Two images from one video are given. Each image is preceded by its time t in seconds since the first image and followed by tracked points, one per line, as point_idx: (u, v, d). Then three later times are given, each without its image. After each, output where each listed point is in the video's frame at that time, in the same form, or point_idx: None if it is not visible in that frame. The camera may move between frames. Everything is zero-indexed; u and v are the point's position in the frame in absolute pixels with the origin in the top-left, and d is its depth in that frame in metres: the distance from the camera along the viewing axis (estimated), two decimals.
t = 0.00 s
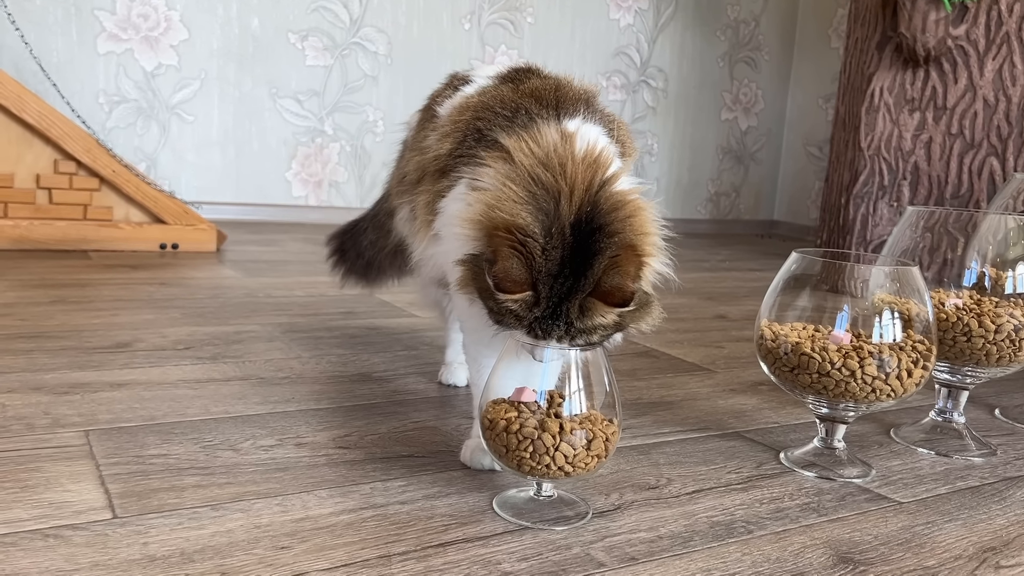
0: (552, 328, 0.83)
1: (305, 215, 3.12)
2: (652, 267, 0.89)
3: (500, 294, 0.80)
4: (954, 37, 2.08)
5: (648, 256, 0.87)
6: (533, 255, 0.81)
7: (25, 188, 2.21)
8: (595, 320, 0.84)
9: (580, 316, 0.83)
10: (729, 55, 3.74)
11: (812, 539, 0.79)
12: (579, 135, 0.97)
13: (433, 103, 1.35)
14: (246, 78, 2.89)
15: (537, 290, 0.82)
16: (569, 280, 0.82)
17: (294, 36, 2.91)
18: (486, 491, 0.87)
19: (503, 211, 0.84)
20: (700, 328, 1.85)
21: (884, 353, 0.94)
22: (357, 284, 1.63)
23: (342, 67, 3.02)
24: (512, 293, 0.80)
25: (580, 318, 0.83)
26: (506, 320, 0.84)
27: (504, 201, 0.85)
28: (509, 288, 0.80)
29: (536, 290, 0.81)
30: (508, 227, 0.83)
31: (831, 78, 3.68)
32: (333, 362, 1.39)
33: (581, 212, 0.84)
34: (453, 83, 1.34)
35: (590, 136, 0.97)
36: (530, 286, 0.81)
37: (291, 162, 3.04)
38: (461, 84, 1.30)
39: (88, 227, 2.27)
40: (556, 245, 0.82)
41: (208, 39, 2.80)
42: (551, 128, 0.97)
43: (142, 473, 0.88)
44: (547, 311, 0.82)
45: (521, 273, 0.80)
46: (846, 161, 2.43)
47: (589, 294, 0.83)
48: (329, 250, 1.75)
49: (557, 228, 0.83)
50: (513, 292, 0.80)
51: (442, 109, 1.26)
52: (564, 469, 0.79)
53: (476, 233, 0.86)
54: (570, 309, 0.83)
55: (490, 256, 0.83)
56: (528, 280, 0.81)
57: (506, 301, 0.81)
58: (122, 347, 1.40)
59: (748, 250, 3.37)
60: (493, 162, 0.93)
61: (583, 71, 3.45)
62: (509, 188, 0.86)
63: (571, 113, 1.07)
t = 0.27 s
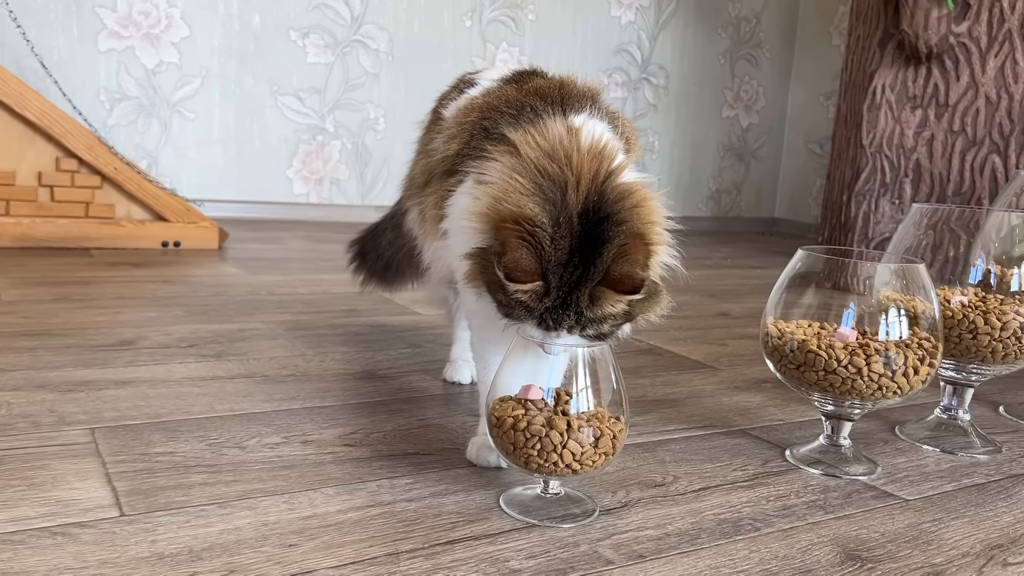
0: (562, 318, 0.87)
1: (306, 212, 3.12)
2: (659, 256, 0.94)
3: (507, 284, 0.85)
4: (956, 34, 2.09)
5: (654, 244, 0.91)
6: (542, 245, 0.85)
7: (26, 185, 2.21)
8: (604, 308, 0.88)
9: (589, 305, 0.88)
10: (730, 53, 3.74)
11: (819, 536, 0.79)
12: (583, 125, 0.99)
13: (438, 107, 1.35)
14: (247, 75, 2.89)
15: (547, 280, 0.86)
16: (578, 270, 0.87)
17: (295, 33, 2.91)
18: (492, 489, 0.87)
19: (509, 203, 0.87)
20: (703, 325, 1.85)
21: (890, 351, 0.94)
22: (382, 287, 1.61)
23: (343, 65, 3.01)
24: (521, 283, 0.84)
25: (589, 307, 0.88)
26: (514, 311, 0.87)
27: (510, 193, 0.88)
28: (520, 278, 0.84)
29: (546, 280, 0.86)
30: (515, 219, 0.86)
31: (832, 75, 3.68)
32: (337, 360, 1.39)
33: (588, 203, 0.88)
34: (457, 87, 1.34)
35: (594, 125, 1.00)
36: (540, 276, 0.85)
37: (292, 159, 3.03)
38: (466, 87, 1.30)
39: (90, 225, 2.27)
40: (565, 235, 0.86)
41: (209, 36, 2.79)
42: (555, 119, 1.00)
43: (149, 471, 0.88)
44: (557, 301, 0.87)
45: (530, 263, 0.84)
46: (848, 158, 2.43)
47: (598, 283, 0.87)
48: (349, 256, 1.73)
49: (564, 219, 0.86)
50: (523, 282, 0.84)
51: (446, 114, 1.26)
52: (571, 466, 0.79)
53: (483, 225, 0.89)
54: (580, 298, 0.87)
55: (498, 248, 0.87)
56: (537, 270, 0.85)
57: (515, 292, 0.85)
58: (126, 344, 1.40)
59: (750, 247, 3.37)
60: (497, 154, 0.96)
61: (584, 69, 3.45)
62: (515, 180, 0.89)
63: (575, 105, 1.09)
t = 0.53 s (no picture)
0: (572, 284, 0.97)
1: (306, 208, 3.11)
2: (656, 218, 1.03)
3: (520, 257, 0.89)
4: (956, 29, 2.08)
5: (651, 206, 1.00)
6: (547, 216, 0.92)
7: (26, 181, 2.21)
8: (611, 269, 0.99)
9: (597, 268, 0.98)
10: (730, 48, 3.73)
11: (825, 531, 0.79)
12: (572, 99, 1.05)
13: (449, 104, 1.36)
14: (247, 71, 2.88)
15: (556, 248, 0.94)
16: (585, 236, 0.96)
17: (294, 29, 2.90)
18: (497, 484, 0.87)
19: (509, 178, 0.94)
20: (705, 321, 1.85)
21: (894, 345, 0.94)
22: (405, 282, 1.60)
23: (343, 61, 3.01)
24: (531, 254, 0.89)
25: (597, 270, 0.98)
26: (524, 283, 0.96)
27: (509, 168, 0.95)
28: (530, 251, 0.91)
29: (555, 250, 0.94)
30: (517, 192, 0.93)
31: (832, 70, 3.67)
32: (340, 356, 1.39)
33: (587, 171, 0.95)
34: (468, 82, 1.34)
35: (582, 97, 1.06)
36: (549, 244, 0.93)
37: (292, 155, 3.03)
38: (476, 81, 1.30)
39: (90, 221, 2.27)
40: (568, 204, 0.94)
41: (208, 32, 2.79)
42: (546, 96, 1.06)
43: (154, 466, 0.87)
44: (566, 269, 0.96)
45: (538, 234, 0.90)
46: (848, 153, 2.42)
47: (605, 248, 0.97)
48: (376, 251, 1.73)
49: (565, 187, 0.94)
50: (532, 254, 0.90)
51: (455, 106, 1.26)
52: (577, 461, 0.79)
53: (486, 201, 0.96)
54: (588, 264, 0.97)
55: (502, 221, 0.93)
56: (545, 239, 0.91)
57: (526, 264, 0.92)
58: (128, 340, 1.40)
59: (750, 243, 3.37)
60: (492, 132, 1.01)
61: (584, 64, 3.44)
62: (512, 155, 0.96)
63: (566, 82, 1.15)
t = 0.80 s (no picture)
0: (582, 270, 0.99)
1: (304, 205, 3.11)
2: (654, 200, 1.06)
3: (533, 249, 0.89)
4: (955, 24, 2.08)
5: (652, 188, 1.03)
6: (555, 205, 0.93)
7: (24, 178, 2.20)
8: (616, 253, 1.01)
9: (604, 253, 1.00)
10: (728, 44, 3.73)
11: (828, 527, 0.79)
12: (565, 84, 1.05)
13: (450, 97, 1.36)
14: (244, 67, 2.87)
15: (565, 237, 0.96)
16: (592, 223, 0.98)
17: (292, 25, 2.89)
18: (500, 481, 0.87)
19: (514, 168, 0.94)
20: (705, 317, 1.85)
21: (897, 341, 0.93)
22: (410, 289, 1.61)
23: (341, 57, 3.00)
24: (547, 246, 0.89)
25: (605, 255, 1.01)
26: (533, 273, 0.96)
27: (512, 159, 0.95)
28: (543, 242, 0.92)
29: (565, 239, 0.95)
30: (523, 183, 0.93)
31: (831, 65, 3.66)
32: (340, 353, 1.39)
33: (591, 157, 0.96)
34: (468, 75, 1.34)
35: (573, 82, 1.07)
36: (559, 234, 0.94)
37: (290, 152, 3.02)
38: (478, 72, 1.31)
39: (88, 218, 2.26)
40: (575, 192, 0.95)
41: (206, 28, 2.78)
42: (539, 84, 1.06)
43: (155, 464, 0.87)
44: (576, 256, 0.98)
45: (549, 224, 0.90)
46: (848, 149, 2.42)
47: (611, 232, 0.99)
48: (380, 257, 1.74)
49: (571, 175, 0.95)
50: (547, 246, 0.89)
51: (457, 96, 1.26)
52: (581, 458, 0.79)
53: (491, 193, 0.95)
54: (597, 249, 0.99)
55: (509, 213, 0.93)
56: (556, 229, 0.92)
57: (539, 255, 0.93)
58: (128, 337, 1.40)
59: (749, 239, 3.37)
60: (489, 122, 1.01)
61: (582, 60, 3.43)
62: (514, 144, 0.96)
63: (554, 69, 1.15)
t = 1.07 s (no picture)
0: (565, 255, 0.97)
1: (302, 201, 3.10)
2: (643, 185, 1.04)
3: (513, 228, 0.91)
4: (953, 20, 2.06)
5: (638, 171, 1.00)
6: (536, 188, 0.93)
7: (21, 175, 2.19)
8: (600, 238, 0.99)
9: (587, 238, 0.98)
10: (726, 39, 3.72)
11: (830, 522, 0.79)
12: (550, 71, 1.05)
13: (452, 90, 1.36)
14: (241, 63, 2.87)
15: (546, 221, 0.95)
16: (573, 206, 0.96)
17: (289, 21, 2.88)
18: (502, 477, 0.87)
19: (494, 152, 0.94)
20: (705, 312, 1.85)
21: (898, 335, 0.93)
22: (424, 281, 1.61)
23: (338, 52, 2.99)
24: (525, 226, 0.91)
25: (587, 240, 0.98)
26: (518, 258, 0.97)
27: (492, 143, 0.95)
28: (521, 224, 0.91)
29: (545, 223, 0.95)
30: (503, 166, 0.93)
31: (828, 61, 3.66)
32: (340, 349, 1.39)
33: (571, 140, 0.95)
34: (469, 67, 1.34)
35: (560, 67, 1.06)
36: (539, 217, 0.94)
37: (287, 148, 3.01)
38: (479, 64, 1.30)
39: (85, 214, 2.25)
40: (555, 174, 0.94)
41: (203, 23, 2.77)
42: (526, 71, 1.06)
43: (156, 461, 0.87)
44: (558, 240, 0.97)
45: (528, 206, 0.91)
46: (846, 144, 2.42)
47: (594, 216, 0.97)
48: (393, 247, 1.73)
49: (551, 158, 0.94)
50: (525, 226, 0.91)
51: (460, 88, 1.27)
52: (583, 454, 0.79)
53: (473, 178, 0.96)
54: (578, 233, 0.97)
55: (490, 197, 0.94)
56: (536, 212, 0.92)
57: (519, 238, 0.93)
58: (127, 334, 1.39)
59: (747, 234, 3.37)
60: (473, 109, 1.01)
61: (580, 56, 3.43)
62: (495, 129, 0.96)
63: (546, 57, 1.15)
